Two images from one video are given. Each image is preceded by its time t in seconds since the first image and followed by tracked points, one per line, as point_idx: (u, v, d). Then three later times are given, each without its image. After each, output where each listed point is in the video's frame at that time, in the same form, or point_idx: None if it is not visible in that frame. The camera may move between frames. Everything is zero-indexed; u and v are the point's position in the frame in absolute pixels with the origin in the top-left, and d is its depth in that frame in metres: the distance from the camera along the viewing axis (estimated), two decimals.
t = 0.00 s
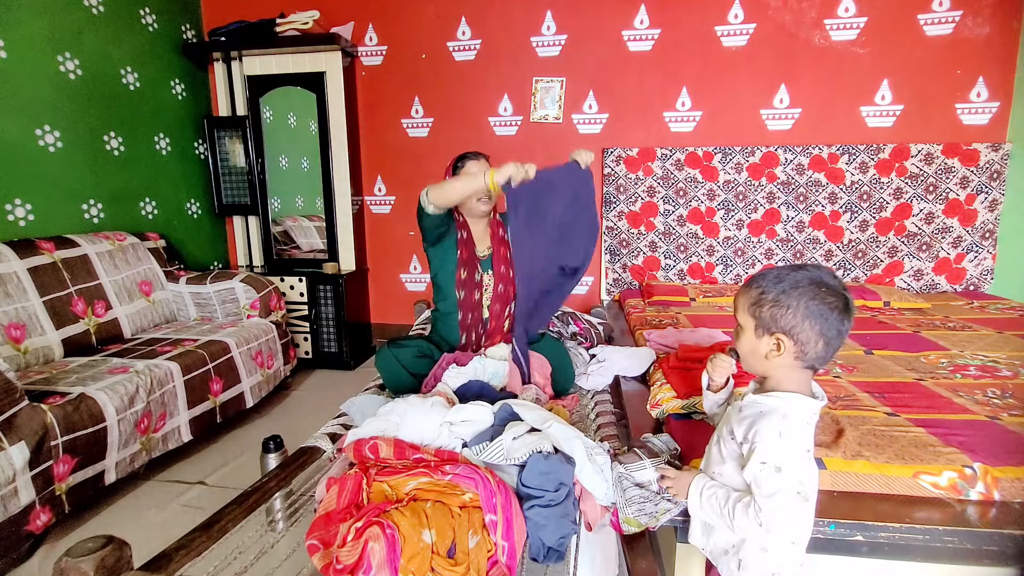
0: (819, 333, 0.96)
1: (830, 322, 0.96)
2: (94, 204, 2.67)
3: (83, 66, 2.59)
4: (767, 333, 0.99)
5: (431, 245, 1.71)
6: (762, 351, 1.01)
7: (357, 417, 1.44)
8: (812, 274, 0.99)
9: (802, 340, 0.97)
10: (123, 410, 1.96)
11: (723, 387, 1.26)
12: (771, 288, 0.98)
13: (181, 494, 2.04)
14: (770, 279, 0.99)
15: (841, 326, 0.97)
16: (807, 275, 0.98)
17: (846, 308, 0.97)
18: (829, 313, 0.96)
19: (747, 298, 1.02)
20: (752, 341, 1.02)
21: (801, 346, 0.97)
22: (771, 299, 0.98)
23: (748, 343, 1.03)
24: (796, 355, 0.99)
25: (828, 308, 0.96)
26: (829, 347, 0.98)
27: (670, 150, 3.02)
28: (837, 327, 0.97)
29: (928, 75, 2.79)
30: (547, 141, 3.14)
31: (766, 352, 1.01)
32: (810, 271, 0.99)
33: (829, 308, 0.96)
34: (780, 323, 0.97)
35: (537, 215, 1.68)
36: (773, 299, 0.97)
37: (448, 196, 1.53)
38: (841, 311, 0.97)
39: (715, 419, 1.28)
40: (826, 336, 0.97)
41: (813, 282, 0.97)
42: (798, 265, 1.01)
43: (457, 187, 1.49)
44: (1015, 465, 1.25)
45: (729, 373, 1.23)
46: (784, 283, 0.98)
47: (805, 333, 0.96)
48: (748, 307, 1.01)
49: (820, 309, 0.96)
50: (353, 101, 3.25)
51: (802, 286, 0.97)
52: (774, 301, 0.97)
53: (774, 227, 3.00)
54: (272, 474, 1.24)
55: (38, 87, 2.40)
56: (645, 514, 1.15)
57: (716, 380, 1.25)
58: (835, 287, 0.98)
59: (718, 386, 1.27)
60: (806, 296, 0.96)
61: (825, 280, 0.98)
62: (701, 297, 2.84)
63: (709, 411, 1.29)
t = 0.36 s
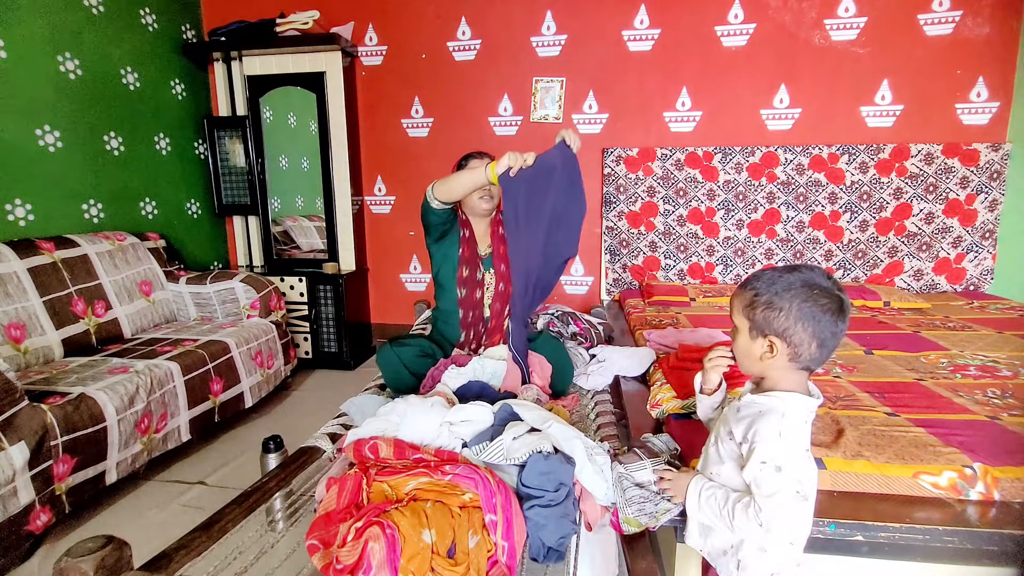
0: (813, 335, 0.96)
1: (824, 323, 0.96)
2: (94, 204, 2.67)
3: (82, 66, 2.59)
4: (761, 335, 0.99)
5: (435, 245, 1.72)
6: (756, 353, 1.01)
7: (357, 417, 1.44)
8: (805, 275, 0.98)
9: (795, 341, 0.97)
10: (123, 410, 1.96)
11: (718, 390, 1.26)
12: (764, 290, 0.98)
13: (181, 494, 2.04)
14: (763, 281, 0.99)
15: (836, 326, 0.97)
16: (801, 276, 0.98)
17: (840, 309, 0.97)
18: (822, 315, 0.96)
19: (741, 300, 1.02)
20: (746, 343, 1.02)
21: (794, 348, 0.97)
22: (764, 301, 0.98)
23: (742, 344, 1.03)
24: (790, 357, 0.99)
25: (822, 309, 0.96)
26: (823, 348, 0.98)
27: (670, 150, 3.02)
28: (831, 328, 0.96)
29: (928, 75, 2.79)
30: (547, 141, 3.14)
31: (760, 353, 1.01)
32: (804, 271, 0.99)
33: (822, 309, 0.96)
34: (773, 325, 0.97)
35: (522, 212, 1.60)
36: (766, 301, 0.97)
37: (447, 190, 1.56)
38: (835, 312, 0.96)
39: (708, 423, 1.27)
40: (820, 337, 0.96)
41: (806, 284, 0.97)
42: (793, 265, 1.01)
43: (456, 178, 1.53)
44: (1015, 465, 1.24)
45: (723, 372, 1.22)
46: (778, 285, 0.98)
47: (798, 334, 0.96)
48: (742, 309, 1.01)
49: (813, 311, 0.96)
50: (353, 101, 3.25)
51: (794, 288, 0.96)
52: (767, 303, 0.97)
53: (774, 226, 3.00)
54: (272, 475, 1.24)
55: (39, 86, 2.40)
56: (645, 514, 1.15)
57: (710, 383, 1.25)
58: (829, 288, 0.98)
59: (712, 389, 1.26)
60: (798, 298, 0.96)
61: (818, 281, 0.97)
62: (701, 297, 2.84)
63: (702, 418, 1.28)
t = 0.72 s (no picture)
0: (811, 337, 0.96)
1: (822, 326, 0.96)
2: (94, 204, 2.67)
3: (82, 66, 2.59)
4: (760, 338, 0.99)
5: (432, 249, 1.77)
6: (755, 356, 1.01)
7: (357, 417, 1.44)
8: (803, 276, 0.98)
9: (794, 344, 0.97)
10: (123, 410, 1.96)
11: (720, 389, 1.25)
12: (761, 292, 0.98)
13: (181, 494, 2.04)
14: (760, 283, 0.99)
15: (835, 328, 0.97)
16: (799, 278, 0.98)
17: (839, 311, 0.97)
18: (820, 316, 0.96)
19: (739, 302, 1.02)
20: (745, 346, 1.02)
21: (793, 350, 0.97)
22: (761, 304, 0.98)
23: (741, 347, 1.03)
24: (790, 359, 0.99)
25: (819, 311, 0.96)
26: (823, 350, 0.98)
27: (670, 150, 3.02)
28: (830, 329, 0.96)
29: (928, 75, 2.79)
30: (547, 141, 3.15)
31: (760, 356, 1.01)
32: (801, 273, 0.99)
33: (820, 311, 0.96)
34: (771, 327, 0.97)
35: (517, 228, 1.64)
36: (763, 304, 0.97)
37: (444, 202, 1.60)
38: (833, 313, 0.96)
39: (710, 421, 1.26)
40: (819, 339, 0.96)
41: (803, 285, 0.97)
42: (790, 267, 1.01)
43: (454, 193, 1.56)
44: (1015, 465, 1.24)
45: (724, 371, 1.23)
46: (775, 288, 0.98)
47: (796, 337, 0.96)
48: (740, 312, 1.01)
49: (810, 313, 0.96)
50: (353, 101, 3.25)
51: (791, 291, 0.96)
52: (764, 306, 0.97)
53: (774, 226, 3.00)
54: (272, 474, 1.24)
55: (39, 87, 2.40)
56: (645, 514, 1.15)
57: (712, 380, 1.25)
58: (827, 289, 0.97)
59: (714, 387, 1.26)
60: (795, 301, 0.96)
61: (816, 283, 0.97)
62: (701, 297, 2.84)
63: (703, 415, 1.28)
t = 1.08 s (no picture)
0: (813, 338, 0.96)
1: (823, 327, 0.96)
2: (94, 204, 2.67)
3: (82, 66, 2.60)
4: (760, 341, 0.99)
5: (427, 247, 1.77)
6: (757, 359, 1.01)
7: (357, 417, 1.44)
8: (801, 278, 0.98)
9: (795, 346, 0.97)
10: (124, 410, 1.96)
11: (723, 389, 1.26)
12: (760, 296, 0.98)
13: (181, 494, 2.04)
14: (758, 286, 0.99)
15: (835, 328, 0.97)
16: (798, 279, 0.98)
17: (839, 311, 0.97)
18: (821, 317, 0.96)
19: (738, 306, 1.02)
20: (746, 349, 1.02)
21: (795, 352, 0.97)
22: (761, 307, 0.98)
23: (742, 350, 1.03)
24: (792, 362, 0.98)
25: (819, 311, 0.96)
26: (824, 352, 0.97)
27: (670, 150, 3.02)
28: (831, 330, 0.96)
29: (928, 75, 2.79)
30: (547, 141, 3.15)
31: (761, 360, 1.01)
32: (800, 274, 0.99)
33: (820, 312, 0.95)
34: (771, 330, 0.97)
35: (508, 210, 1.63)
36: (763, 307, 0.97)
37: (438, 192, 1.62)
38: (833, 313, 0.96)
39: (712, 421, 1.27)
40: (821, 340, 0.96)
41: (802, 287, 0.97)
42: (788, 268, 1.01)
43: (449, 182, 1.58)
44: (1016, 465, 1.24)
45: (727, 372, 1.21)
46: (774, 291, 0.97)
47: (797, 339, 0.96)
48: (739, 316, 1.01)
49: (811, 314, 0.95)
50: (353, 101, 3.24)
51: (791, 293, 0.96)
52: (764, 309, 0.97)
53: (774, 227, 3.00)
54: (272, 474, 1.24)
55: (39, 87, 2.40)
56: (645, 514, 1.16)
57: (715, 381, 1.25)
58: (826, 289, 0.97)
59: (717, 387, 1.26)
60: (795, 303, 0.95)
61: (815, 283, 0.97)
62: (701, 297, 2.84)
63: (704, 414, 1.28)
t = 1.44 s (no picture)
0: (820, 339, 0.96)
1: (828, 327, 0.96)
2: (94, 204, 2.67)
3: (82, 66, 2.60)
4: (767, 345, 0.99)
5: (422, 243, 1.82)
6: (763, 362, 1.01)
7: (357, 417, 1.44)
8: (804, 279, 0.98)
9: (802, 348, 0.97)
10: (123, 410, 1.96)
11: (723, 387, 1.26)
12: (766, 300, 0.97)
13: (180, 494, 2.04)
14: (763, 290, 0.98)
15: (839, 327, 0.97)
16: (800, 281, 0.98)
17: (841, 310, 0.97)
18: (827, 319, 0.96)
19: (741, 311, 1.01)
20: (751, 353, 1.01)
21: (802, 355, 0.97)
22: (767, 311, 0.97)
23: (746, 354, 1.02)
24: (799, 364, 0.99)
25: (825, 312, 0.96)
26: (830, 351, 0.98)
27: (670, 150, 3.02)
28: (836, 330, 0.97)
29: (928, 75, 2.79)
30: (547, 141, 3.15)
31: (767, 363, 1.01)
32: (801, 275, 0.99)
33: (826, 313, 0.96)
34: (779, 333, 0.97)
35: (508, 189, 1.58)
36: (770, 312, 0.96)
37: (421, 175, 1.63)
38: (837, 313, 0.97)
39: (712, 419, 1.27)
40: (827, 341, 0.97)
41: (806, 289, 0.97)
42: (788, 270, 1.01)
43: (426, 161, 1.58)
44: (1016, 465, 1.24)
45: (727, 369, 1.22)
46: (780, 294, 0.97)
47: (805, 341, 0.96)
48: (744, 320, 1.00)
49: (817, 316, 0.96)
50: (353, 101, 3.24)
51: (797, 296, 0.96)
52: (771, 313, 0.97)
53: (774, 227, 3.00)
54: (272, 474, 1.24)
55: (39, 87, 2.40)
56: (645, 514, 1.15)
57: (718, 379, 1.25)
58: (828, 289, 0.98)
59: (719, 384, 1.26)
60: (802, 306, 0.95)
61: (817, 284, 0.97)
62: (701, 297, 2.84)
63: (706, 412, 1.28)
